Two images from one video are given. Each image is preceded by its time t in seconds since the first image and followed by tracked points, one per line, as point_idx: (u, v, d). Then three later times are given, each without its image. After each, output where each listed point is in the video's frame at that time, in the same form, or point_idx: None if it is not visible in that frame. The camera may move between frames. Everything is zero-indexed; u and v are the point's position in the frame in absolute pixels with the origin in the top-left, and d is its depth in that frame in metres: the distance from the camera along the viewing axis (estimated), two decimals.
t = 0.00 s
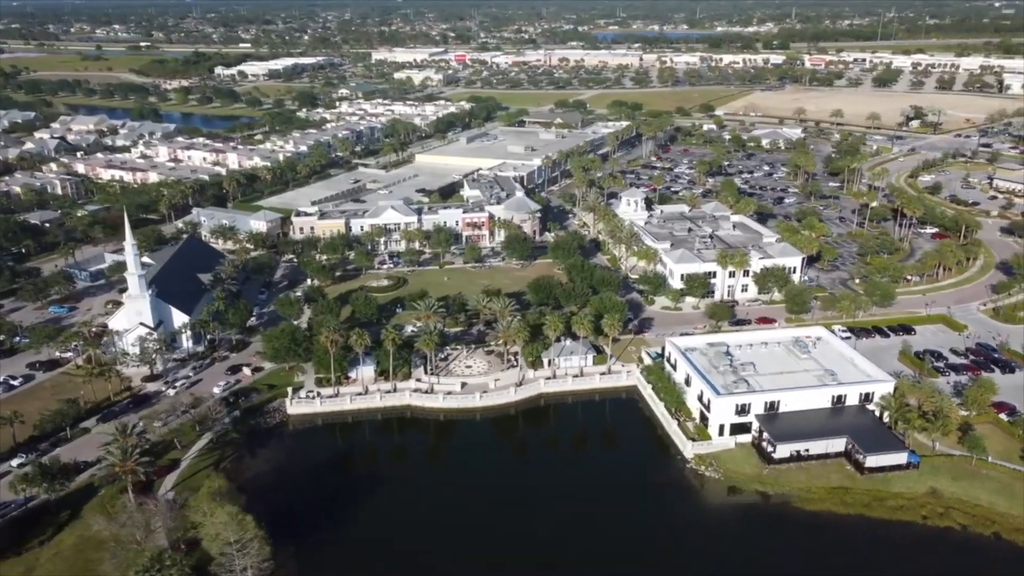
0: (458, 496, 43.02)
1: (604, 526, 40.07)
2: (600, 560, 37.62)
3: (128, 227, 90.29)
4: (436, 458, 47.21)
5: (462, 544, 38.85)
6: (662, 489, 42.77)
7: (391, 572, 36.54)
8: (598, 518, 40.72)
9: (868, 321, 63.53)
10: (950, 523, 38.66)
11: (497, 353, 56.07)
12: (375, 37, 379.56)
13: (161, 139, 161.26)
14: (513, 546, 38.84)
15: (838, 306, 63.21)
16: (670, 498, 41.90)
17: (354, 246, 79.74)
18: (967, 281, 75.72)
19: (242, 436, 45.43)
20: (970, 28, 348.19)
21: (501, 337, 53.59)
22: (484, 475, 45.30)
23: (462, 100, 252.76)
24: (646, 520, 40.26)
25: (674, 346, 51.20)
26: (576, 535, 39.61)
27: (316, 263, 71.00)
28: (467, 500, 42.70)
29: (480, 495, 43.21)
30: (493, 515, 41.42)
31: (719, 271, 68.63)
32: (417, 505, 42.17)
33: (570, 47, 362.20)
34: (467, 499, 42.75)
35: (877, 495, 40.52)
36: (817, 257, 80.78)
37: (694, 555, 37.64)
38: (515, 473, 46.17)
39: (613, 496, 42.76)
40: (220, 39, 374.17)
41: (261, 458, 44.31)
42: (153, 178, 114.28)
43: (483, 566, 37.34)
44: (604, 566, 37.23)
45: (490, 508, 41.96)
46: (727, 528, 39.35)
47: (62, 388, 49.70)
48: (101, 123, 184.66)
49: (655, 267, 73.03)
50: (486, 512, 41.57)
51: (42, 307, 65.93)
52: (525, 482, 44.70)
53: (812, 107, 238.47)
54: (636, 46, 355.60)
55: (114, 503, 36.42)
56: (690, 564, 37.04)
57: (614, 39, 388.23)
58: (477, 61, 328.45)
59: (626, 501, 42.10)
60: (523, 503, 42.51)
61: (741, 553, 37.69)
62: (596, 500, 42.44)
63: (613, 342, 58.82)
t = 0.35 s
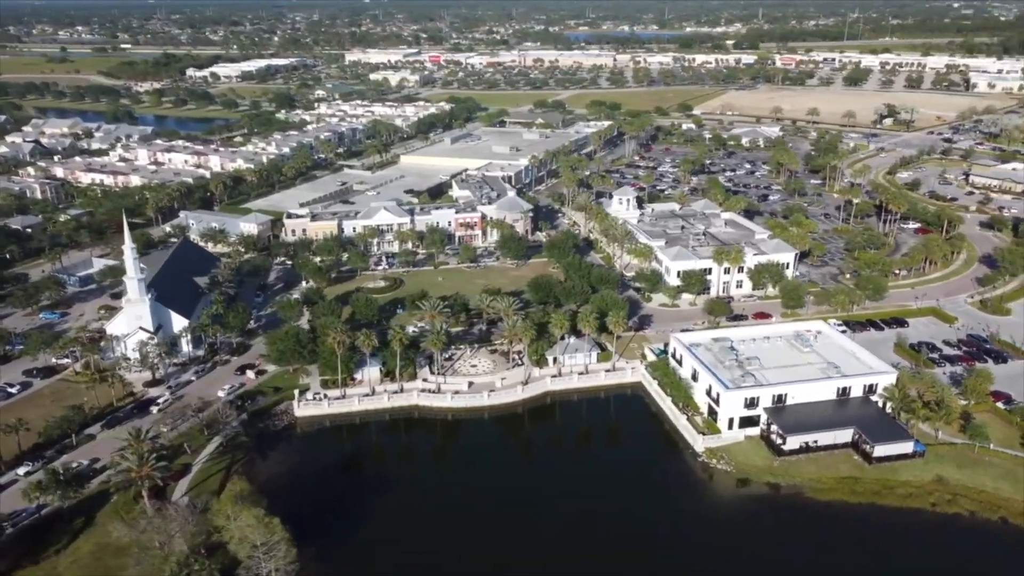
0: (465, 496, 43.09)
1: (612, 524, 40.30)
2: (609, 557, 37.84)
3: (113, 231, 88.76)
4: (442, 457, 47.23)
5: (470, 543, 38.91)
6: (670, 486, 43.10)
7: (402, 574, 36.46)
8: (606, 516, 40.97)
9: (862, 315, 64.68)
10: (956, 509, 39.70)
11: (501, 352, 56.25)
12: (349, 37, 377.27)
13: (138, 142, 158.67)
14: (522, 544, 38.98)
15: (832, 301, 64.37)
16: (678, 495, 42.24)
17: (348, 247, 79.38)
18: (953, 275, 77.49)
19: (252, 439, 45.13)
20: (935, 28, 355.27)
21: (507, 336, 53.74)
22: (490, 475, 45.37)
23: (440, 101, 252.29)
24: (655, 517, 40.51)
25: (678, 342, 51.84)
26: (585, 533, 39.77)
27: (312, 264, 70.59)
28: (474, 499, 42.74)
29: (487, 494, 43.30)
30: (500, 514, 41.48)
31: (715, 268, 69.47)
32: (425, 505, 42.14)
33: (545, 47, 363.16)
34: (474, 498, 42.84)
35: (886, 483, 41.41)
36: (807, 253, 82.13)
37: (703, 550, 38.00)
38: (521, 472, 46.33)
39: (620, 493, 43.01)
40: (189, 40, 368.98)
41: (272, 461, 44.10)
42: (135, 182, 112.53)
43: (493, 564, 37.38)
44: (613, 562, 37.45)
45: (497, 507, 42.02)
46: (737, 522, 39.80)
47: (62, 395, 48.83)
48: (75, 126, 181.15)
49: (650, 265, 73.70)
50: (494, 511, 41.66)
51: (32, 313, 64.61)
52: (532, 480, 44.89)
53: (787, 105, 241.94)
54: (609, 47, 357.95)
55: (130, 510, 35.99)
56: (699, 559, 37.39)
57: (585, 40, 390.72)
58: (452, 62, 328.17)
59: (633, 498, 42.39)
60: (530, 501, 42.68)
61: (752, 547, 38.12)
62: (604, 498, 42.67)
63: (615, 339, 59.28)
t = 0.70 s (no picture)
0: (465, 495, 43.08)
1: (613, 523, 40.36)
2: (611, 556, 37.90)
3: (91, 236, 86.90)
4: (443, 457, 47.19)
5: (470, 541, 38.93)
6: (672, 487, 43.05)
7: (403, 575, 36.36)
8: (607, 514, 41.04)
9: (847, 308, 66.05)
10: (954, 496, 40.71)
11: (498, 351, 56.40)
12: (317, 38, 373.95)
13: (107, 145, 155.46)
14: (522, 543, 39.07)
15: (819, 295, 65.66)
16: (681, 496, 42.17)
17: (334, 249, 78.79)
18: (930, 268, 79.52)
19: (253, 443, 44.63)
20: (894, 29, 363.32)
21: (504, 334, 53.89)
22: (490, 474, 45.37)
23: (411, 102, 251.39)
24: (657, 518, 40.46)
25: (675, 337, 52.49)
26: (586, 532, 39.77)
27: (301, 267, 69.94)
28: (474, 498, 42.71)
29: (487, 492, 43.33)
30: (501, 513, 41.52)
31: (703, 264, 70.39)
32: (425, 505, 42.03)
33: (514, 47, 363.82)
34: (475, 497, 42.81)
35: (885, 470, 42.42)
36: (789, 248, 83.58)
37: (704, 549, 38.00)
38: (521, 471, 46.35)
39: (622, 492, 43.01)
40: (151, 42, 362.21)
41: (275, 464, 43.71)
42: (109, 186, 110.43)
43: (493, 562, 37.45)
44: (613, 561, 37.50)
45: (498, 506, 42.07)
46: (740, 521, 39.87)
47: (54, 404, 47.71)
48: (40, 129, 176.84)
49: (638, 262, 74.41)
50: (494, 510, 41.69)
51: (14, 321, 62.98)
52: (532, 479, 44.90)
53: (755, 104, 245.61)
54: (575, 47, 359.73)
55: (137, 516, 35.39)
56: (701, 558, 37.41)
57: (552, 40, 392.10)
58: (420, 62, 327.03)
59: (635, 497, 42.43)
60: (530, 500, 42.74)
61: (755, 546, 38.15)
62: (606, 497, 42.69)
63: (609, 335, 59.78)
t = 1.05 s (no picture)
0: (464, 496, 42.97)
1: (613, 523, 40.40)
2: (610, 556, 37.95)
3: (66, 243, 84.75)
4: (441, 457, 46.99)
5: (470, 542, 38.85)
6: (672, 487, 43.01)
7: None
8: (607, 514, 41.10)
9: (831, 301, 67.52)
10: (950, 487, 41.73)
11: (493, 349, 56.55)
12: (279, 39, 369.24)
13: (72, 149, 151.70)
14: (522, 543, 39.03)
15: (803, 288, 67.02)
16: (682, 496, 42.22)
17: (320, 252, 78.10)
18: (906, 261, 81.68)
19: (255, 448, 44.11)
20: (850, 28, 371.60)
21: (501, 332, 54.05)
22: (489, 474, 45.28)
23: (379, 103, 249.77)
24: (658, 519, 40.45)
25: (670, 332, 53.17)
26: (587, 533, 39.77)
27: (288, 270, 69.22)
28: (474, 499, 42.63)
29: (487, 493, 43.26)
30: (501, 513, 41.48)
31: (689, 260, 71.35)
32: (425, 507, 41.82)
33: (479, 48, 363.69)
34: (474, 498, 42.67)
35: (881, 457, 43.59)
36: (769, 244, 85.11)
37: (704, 550, 38.09)
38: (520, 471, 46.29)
39: (622, 492, 42.99)
40: (107, 43, 354.01)
41: (278, 469, 43.28)
42: (80, 190, 107.76)
43: (493, 561, 37.48)
44: (612, 562, 37.53)
45: (497, 506, 42.00)
46: (740, 521, 40.06)
47: (44, 413, 46.56)
48: None
49: (624, 259, 75.14)
50: (494, 510, 41.64)
51: None
52: (531, 479, 44.86)
53: (721, 102, 249.22)
54: (538, 47, 360.96)
55: (145, 524, 34.84)
56: (701, 557, 37.59)
57: (516, 40, 392.81)
58: (385, 63, 325.12)
59: (635, 496, 42.48)
60: (530, 500, 42.72)
61: (754, 545, 38.40)
62: (605, 496, 42.70)
63: (602, 332, 60.30)
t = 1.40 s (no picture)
0: (464, 496, 42.92)
1: (613, 523, 40.47)
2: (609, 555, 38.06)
3: (44, 248, 82.93)
4: (440, 458, 46.89)
5: (471, 542, 38.86)
6: (672, 488, 42.96)
7: None
8: (607, 514, 41.17)
9: (817, 295, 68.87)
10: (949, 482, 42.12)
11: (490, 348, 56.67)
12: (246, 40, 364.75)
13: (41, 153, 148.40)
14: (522, 543, 39.07)
15: (790, 282, 68.27)
16: (682, 497, 42.19)
17: (308, 253, 77.56)
18: (886, 256, 83.56)
19: (258, 451, 43.69)
20: (813, 28, 378.50)
21: (499, 330, 54.18)
22: (488, 474, 45.18)
23: (352, 104, 247.98)
24: (658, 520, 40.43)
25: (666, 327, 53.79)
26: (587, 533, 39.78)
27: (277, 272, 68.57)
28: (474, 499, 42.63)
29: (487, 493, 43.25)
30: (501, 513, 41.52)
31: (677, 257, 72.18)
32: (425, 509, 41.71)
33: (448, 48, 363.21)
34: (474, 498, 42.63)
35: (878, 446, 44.62)
36: (753, 240, 86.46)
37: (703, 551, 38.12)
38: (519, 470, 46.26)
39: (623, 492, 42.96)
40: (68, 45, 346.40)
41: (282, 471, 42.95)
42: (54, 195, 105.45)
43: (493, 561, 37.51)
44: (612, 562, 37.52)
45: (497, 507, 42.01)
46: (741, 521, 39.97)
47: (38, 421, 45.61)
48: None
49: (612, 257, 75.75)
50: (495, 510, 41.68)
51: None
52: (531, 479, 44.89)
53: (692, 102, 251.94)
54: (507, 48, 361.57)
55: (154, 530, 34.38)
56: (701, 557, 37.73)
57: (485, 41, 392.58)
58: (354, 64, 322.91)
59: (635, 496, 42.45)
60: (530, 500, 42.75)
61: (754, 544, 38.41)
62: (605, 496, 42.69)
63: (596, 328, 60.72)
